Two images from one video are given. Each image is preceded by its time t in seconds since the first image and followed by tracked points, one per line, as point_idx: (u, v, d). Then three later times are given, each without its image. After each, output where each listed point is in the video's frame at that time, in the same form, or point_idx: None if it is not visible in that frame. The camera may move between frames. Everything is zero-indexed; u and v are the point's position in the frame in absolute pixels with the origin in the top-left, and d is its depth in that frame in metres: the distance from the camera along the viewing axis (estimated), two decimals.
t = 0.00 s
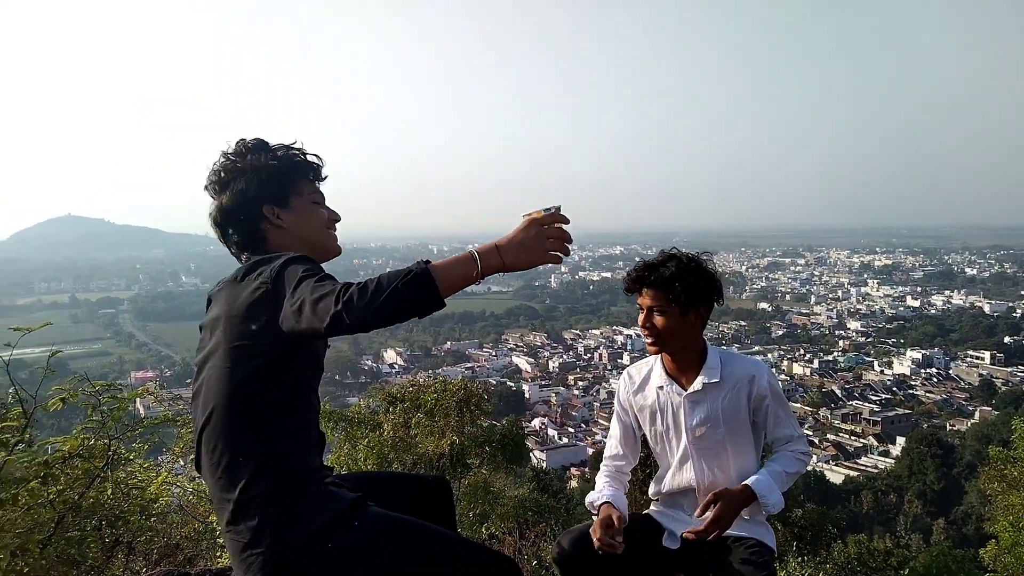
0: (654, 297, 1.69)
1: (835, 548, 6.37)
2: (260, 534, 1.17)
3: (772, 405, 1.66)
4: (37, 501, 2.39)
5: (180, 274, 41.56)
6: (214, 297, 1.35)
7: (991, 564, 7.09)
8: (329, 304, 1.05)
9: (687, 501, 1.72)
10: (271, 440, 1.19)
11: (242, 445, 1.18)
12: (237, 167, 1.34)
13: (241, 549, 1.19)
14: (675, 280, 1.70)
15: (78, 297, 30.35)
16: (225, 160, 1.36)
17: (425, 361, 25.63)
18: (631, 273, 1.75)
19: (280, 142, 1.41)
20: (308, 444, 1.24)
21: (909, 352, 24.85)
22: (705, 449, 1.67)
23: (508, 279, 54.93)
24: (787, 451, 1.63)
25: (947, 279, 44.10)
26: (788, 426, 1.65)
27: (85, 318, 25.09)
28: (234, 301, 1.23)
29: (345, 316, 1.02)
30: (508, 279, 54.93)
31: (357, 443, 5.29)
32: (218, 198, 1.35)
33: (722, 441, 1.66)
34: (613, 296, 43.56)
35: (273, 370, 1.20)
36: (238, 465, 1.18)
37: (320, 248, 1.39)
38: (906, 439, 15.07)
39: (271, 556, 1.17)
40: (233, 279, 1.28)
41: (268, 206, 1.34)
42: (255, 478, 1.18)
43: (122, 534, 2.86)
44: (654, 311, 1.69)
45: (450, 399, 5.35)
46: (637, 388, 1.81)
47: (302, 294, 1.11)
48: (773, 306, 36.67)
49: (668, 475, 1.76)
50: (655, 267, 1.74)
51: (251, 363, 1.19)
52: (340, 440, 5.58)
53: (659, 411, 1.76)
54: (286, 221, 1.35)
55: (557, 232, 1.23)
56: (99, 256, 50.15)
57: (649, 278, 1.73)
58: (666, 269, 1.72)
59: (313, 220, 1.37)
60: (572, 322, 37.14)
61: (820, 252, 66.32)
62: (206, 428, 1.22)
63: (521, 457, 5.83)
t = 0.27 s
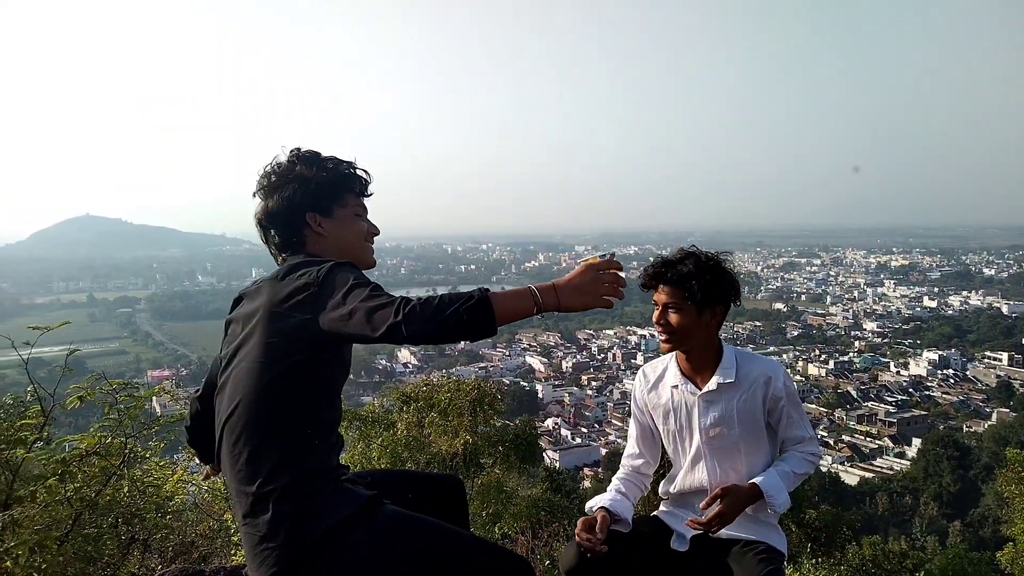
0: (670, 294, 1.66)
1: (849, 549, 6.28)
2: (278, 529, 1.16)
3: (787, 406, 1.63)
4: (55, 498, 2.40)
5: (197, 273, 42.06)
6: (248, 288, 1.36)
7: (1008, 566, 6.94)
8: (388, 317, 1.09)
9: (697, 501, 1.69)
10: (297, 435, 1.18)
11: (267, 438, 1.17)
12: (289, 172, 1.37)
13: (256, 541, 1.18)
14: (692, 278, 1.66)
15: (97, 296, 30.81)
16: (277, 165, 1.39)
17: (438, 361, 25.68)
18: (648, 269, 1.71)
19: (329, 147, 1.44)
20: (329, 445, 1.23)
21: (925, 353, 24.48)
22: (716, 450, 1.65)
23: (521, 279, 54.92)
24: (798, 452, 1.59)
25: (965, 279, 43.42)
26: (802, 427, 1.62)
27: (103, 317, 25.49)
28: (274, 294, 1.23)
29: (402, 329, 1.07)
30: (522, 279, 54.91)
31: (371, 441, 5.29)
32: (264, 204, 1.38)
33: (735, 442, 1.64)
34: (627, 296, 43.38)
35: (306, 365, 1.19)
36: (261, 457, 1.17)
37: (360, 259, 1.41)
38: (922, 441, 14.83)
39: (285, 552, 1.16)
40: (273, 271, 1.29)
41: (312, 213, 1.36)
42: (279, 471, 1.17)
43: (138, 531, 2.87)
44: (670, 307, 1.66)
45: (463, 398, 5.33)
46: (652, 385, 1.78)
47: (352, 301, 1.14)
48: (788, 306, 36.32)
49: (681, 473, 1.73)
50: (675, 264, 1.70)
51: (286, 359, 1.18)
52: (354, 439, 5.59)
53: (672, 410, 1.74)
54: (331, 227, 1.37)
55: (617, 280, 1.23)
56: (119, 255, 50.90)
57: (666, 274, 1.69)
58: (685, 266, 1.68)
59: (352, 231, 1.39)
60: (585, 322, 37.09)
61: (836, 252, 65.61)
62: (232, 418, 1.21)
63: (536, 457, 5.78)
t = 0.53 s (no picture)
0: (700, 295, 1.66)
1: (859, 550, 6.22)
2: (279, 540, 1.18)
3: (806, 415, 1.61)
4: (66, 497, 2.41)
5: (207, 273, 42.36)
6: (244, 287, 1.37)
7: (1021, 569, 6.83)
8: (369, 365, 1.10)
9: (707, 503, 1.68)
10: (289, 452, 1.19)
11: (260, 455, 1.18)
12: (298, 159, 1.36)
13: (260, 551, 1.21)
14: (725, 280, 1.66)
15: (109, 295, 31.08)
16: (286, 149, 1.38)
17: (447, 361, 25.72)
18: (679, 268, 1.70)
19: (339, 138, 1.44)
20: (325, 455, 1.23)
21: (936, 354, 24.25)
22: (731, 454, 1.64)
23: (530, 279, 54.90)
24: (812, 463, 1.58)
25: (977, 279, 42.99)
26: (819, 436, 1.61)
27: (114, 316, 25.72)
28: (258, 311, 1.21)
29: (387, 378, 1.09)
30: (530, 279, 54.90)
31: (379, 440, 5.30)
32: (272, 189, 1.36)
33: (750, 448, 1.63)
34: (636, 296, 43.27)
35: (292, 383, 1.18)
36: (256, 473, 1.19)
37: (363, 256, 1.41)
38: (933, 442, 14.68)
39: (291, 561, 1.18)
40: (262, 280, 1.28)
41: (321, 204, 1.36)
42: (275, 484, 1.19)
43: (150, 529, 2.88)
44: (699, 308, 1.66)
45: (471, 399, 5.28)
46: (670, 383, 1.77)
47: (337, 334, 1.13)
48: (798, 306, 36.09)
49: (691, 472, 1.72)
50: (706, 264, 1.69)
51: (273, 378, 1.18)
52: (362, 438, 5.60)
53: (691, 409, 1.72)
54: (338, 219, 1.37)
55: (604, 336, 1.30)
56: (130, 255, 51.38)
57: (698, 274, 1.68)
58: (717, 268, 1.67)
59: (355, 227, 1.38)
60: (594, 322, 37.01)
61: (847, 253, 65.13)
62: (228, 434, 1.22)
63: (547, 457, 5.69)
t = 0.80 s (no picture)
0: (726, 290, 1.67)
1: (864, 550, 6.18)
2: (275, 549, 1.21)
3: (820, 414, 1.62)
4: (72, 496, 2.41)
5: (213, 273, 42.52)
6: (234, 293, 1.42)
7: None
8: (308, 420, 1.06)
9: (717, 499, 1.67)
10: (270, 470, 1.22)
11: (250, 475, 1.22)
12: (269, 160, 1.34)
13: (259, 559, 1.25)
14: (748, 278, 1.66)
15: (116, 295, 31.22)
16: (255, 143, 1.37)
17: (452, 361, 25.74)
18: (707, 263, 1.70)
19: (316, 129, 1.42)
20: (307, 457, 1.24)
21: (941, 354, 24.12)
22: (745, 449, 1.63)
23: (535, 279, 54.87)
24: (822, 465, 1.58)
25: (983, 279, 42.73)
26: (828, 438, 1.61)
27: (120, 316, 25.84)
28: (225, 338, 1.25)
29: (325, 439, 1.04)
30: (535, 279, 54.87)
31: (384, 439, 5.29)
32: (242, 194, 1.36)
33: (763, 444, 1.62)
34: (641, 296, 43.19)
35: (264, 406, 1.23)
36: (245, 488, 1.23)
37: (343, 247, 1.40)
38: (939, 442, 14.59)
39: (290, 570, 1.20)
40: (235, 297, 1.31)
41: (301, 207, 1.35)
42: (260, 500, 1.22)
43: (155, 528, 2.88)
44: (725, 304, 1.66)
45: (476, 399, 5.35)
46: (682, 376, 1.76)
47: (282, 375, 1.11)
48: (804, 306, 35.94)
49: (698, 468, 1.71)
50: (727, 258, 1.70)
51: (241, 407, 1.23)
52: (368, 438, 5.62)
53: (701, 403, 1.72)
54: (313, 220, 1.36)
55: (572, 404, 1.22)
56: (137, 255, 51.61)
57: (725, 269, 1.68)
58: (747, 263, 1.67)
59: (337, 223, 1.38)
60: (599, 322, 36.96)
61: (852, 253, 64.84)
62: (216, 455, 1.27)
63: (547, 457, 5.79)
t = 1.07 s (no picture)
0: (725, 294, 1.64)
1: (871, 551, 6.13)
2: (284, 549, 1.18)
3: (824, 416, 1.60)
4: (80, 494, 2.42)
5: (221, 273, 42.72)
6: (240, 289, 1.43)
7: None
8: (255, 460, 1.05)
9: (721, 499, 1.66)
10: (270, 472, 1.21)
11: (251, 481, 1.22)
12: (234, 174, 1.27)
13: (269, 557, 1.22)
14: (747, 278, 1.63)
15: (124, 295, 31.42)
16: (221, 155, 1.30)
17: (458, 361, 25.76)
18: (703, 267, 1.68)
19: (278, 128, 1.33)
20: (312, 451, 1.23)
21: (949, 355, 23.92)
22: (751, 451, 1.62)
23: (541, 279, 54.85)
24: (820, 469, 1.56)
25: (992, 279, 42.41)
26: (829, 442, 1.60)
27: (129, 316, 25.99)
28: (221, 350, 1.27)
29: (269, 486, 1.03)
30: (541, 279, 54.85)
31: (391, 439, 5.31)
32: (218, 217, 1.31)
33: (771, 446, 1.61)
34: (647, 296, 43.09)
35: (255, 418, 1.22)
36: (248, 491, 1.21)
37: (339, 242, 1.36)
38: (947, 442, 14.48)
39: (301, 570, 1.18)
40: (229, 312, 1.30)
41: (285, 222, 1.30)
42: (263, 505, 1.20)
43: (163, 528, 2.88)
44: (725, 307, 1.63)
45: (483, 399, 5.33)
46: (689, 377, 1.75)
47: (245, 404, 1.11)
48: (811, 307, 35.76)
49: (702, 470, 1.70)
50: (729, 263, 1.66)
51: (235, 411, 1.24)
52: (375, 437, 5.64)
53: (707, 404, 1.71)
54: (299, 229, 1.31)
55: (513, 486, 1.04)
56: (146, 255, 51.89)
57: (722, 273, 1.65)
58: (741, 265, 1.65)
59: (327, 223, 1.32)
60: (605, 322, 36.91)
61: (860, 253, 64.49)
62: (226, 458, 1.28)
63: (554, 458, 5.76)
